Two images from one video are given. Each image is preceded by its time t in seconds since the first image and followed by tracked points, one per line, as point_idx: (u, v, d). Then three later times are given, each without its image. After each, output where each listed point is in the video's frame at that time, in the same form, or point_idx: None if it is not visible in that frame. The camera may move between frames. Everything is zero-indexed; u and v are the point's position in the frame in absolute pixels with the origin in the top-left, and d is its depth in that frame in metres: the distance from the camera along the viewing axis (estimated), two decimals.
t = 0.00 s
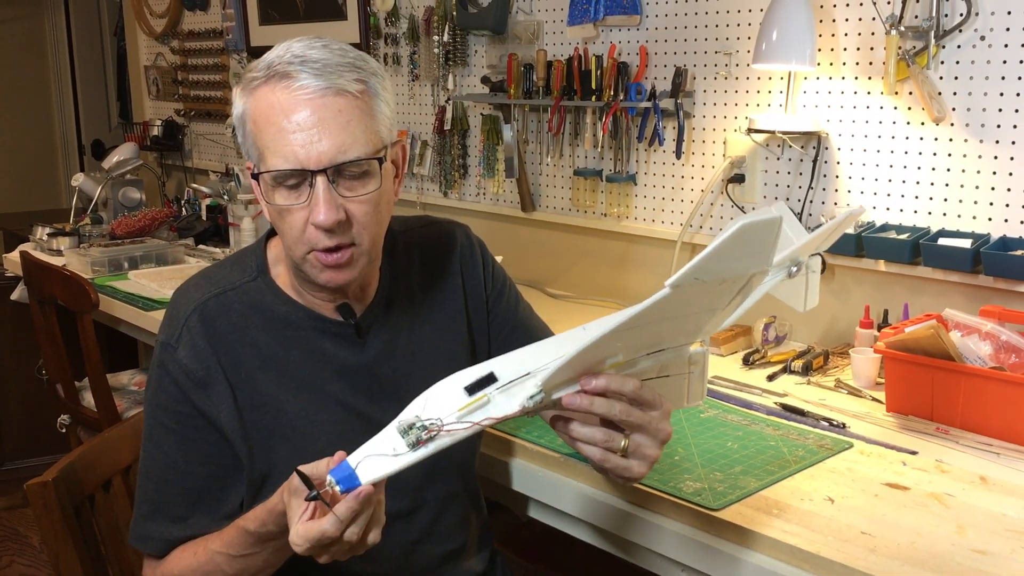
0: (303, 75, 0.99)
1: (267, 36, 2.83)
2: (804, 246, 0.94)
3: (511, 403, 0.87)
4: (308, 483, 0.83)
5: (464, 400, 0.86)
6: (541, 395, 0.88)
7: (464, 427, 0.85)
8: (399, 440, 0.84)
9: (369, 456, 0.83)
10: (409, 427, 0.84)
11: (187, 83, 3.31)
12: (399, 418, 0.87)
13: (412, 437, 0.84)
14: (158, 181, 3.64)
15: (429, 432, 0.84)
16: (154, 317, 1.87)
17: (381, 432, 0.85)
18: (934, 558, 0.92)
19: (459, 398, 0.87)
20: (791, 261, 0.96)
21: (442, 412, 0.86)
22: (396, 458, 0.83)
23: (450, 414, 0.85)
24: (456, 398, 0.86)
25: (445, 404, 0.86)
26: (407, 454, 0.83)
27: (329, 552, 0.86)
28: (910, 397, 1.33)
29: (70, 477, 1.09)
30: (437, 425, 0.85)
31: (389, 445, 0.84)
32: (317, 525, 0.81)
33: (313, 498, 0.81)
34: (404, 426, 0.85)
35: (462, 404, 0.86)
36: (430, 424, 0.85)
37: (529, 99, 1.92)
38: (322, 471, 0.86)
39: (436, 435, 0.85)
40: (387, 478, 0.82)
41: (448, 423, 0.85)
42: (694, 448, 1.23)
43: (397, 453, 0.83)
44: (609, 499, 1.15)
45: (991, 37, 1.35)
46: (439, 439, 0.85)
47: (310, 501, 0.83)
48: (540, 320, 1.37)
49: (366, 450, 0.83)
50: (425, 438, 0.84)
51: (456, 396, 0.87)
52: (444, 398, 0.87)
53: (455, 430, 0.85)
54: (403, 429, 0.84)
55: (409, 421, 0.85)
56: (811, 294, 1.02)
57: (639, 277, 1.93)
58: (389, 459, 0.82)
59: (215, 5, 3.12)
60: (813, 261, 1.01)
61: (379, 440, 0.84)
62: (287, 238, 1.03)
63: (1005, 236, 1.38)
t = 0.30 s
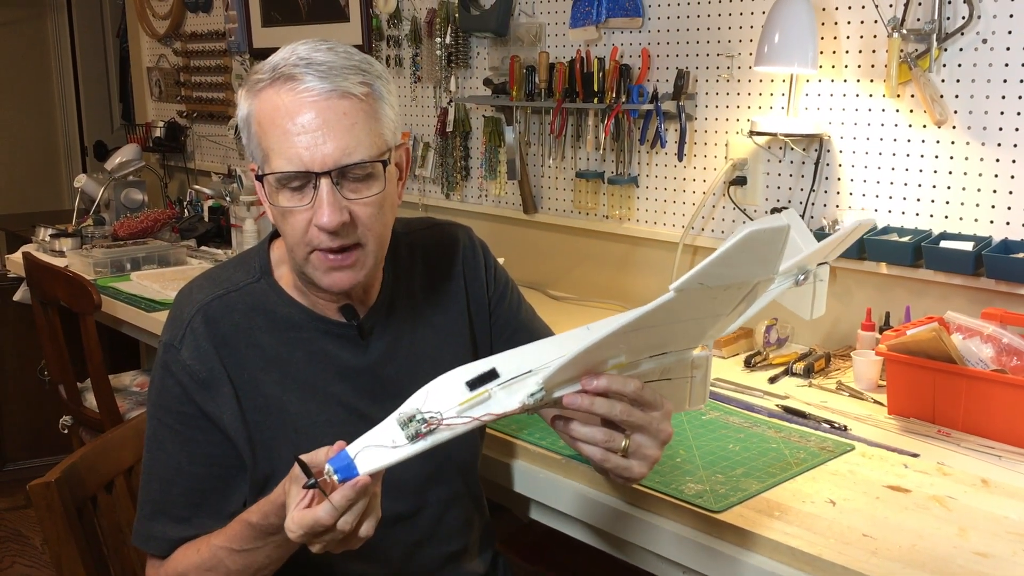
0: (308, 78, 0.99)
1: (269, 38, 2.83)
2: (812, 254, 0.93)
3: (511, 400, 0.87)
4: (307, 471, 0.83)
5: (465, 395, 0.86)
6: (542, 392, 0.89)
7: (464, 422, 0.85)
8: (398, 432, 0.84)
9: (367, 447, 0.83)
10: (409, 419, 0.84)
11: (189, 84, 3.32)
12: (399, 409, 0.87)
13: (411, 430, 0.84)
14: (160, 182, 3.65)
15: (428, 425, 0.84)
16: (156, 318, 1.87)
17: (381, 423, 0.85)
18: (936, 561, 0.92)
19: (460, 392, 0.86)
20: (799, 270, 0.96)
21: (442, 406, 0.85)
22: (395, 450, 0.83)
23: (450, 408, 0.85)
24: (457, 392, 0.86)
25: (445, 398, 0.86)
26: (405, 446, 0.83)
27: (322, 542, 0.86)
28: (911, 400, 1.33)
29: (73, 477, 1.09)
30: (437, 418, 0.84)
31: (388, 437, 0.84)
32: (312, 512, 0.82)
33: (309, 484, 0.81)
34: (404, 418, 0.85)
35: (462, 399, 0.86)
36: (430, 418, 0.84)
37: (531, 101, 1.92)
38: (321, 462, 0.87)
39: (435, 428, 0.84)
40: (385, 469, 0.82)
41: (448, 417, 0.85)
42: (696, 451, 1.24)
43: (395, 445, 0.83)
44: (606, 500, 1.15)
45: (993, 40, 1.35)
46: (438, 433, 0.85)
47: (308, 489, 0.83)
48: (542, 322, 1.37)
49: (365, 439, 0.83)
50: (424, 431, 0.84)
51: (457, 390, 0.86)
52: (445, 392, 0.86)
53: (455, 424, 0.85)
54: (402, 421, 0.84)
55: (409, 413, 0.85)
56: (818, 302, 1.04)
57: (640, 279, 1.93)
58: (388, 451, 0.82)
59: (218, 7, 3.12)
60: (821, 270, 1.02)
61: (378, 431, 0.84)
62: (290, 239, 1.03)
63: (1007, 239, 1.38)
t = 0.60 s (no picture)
0: (309, 79, 0.99)
1: (270, 39, 2.83)
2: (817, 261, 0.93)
3: (511, 401, 0.87)
4: (306, 470, 0.83)
5: (465, 396, 0.86)
6: (542, 395, 0.88)
7: (464, 423, 0.85)
8: (398, 432, 0.84)
9: (367, 447, 0.83)
10: (409, 419, 0.84)
11: (190, 85, 3.32)
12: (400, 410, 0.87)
13: (411, 430, 0.84)
14: (161, 183, 3.65)
15: (428, 426, 0.84)
16: (157, 319, 1.87)
17: (381, 422, 0.85)
18: (937, 562, 0.92)
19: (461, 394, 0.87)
20: (802, 276, 0.96)
21: (443, 407, 0.85)
22: (395, 449, 0.83)
23: (450, 409, 0.85)
24: (458, 393, 0.86)
25: (445, 399, 0.86)
26: (405, 446, 0.83)
27: (320, 540, 0.86)
28: (912, 401, 1.33)
29: (74, 478, 1.09)
30: (437, 419, 0.84)
31: (387, 437, 0.84)
32: (310, 510, 0.81)
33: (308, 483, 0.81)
34: (404, 418, 0.85)
35: (462, 400, 0.86)
36: (430, 418, 0.84)
37: (532, 102, 1.92)
38: (320, 460, 0.86)
39: (435, 428, 0.84)
40: (385, 469, 0.82)
41: (448, 418, 0.85)
42: (697, 452, 1.24)
43: (395, 445, 0.83)
44: (606, 501, 1.15)
45: (994, 42, 1.35)
46: (438, 433, 0.85)
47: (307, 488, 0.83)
48: (543, 323, 1.37)
49: (365, 439, 0.83)
50: (424, 432, 0.84)
51: (457, 391, 0.86)
52: (446, 393, 0.86)
53: (454, 425, 0.85)
54: (402, 421, 0.84)
55: (409, 413, 0.85)
56: (820, 308, 1.04)
57: (641, 280, 1.93)
58: (387, 450, 0.82)
59: (219, 8, 3.12)
60: (825, 277, 1.02)
61: (378, 431, 0.84)
62: (291, 241, 1.03)
63: (1008, 241, 1.38)
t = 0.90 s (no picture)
0: (312, 79, 0.99)
1: (268, 39, 2.83)
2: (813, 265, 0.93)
3: (507, 406, 0.87)
4: (300, 474, 0.83)
5: (460, 400, 0.86)
6: (537, 400, 0.88)
7: (459, 427, 0.85)
8: (393, 437, 0.83)
9: (362, 452, 0.82)
10: (404, 425, 0.84)
11: (188, 85, 3.31)
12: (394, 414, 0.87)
13: (406, 435, 0.83)
14: (160, 183, 3.65)
15: (423, 431, 0.84)
16: (155, 320, 1.87)
17: (376, 426, 0.85)
18: (936, 563, 0.92)
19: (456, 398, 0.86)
20: (798, 279, 0.95)
21: (438, 411, 0.85)
22: (390, 455, 0.82)
23: (445, 414, 0.85)
24: (452, 398, 0.86)
25: (440, 404, 0.86)
26: (399, 452, 0.83)
27: (315, 543, 0.86)
28: (910, 402, 1.33)
29: (71, 479, 1.08)
30: (432, 424, 0.84)
31: (382, 442, 0.83)
32: (305, 515, 0.81)
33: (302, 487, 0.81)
34: (399, 423, 0.84)
35: (457, 405, 0.85)
36: (425, 423, 0.84)
37: (530, 102, 1.92)
38: (315, 464, 0.86)
39: (430, 433, 0.84)
40: (379, 474, 0.82)
41: (442, 422, 0.85)
42: (696, 452, 1.24)
43: (390, 450, 0.83)
44: (602, 501, 1.15)
45: (992, 42, 1.35)
46: (432, 438, 0.84)
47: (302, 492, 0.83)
48: (541, 324, 1.37)
49: (360, 443, 0.83)
50: (419, 437, 0.84)
51: (452, 396, 0.86)
52: (440, 397, 0.86)
53: (449, 430, 0.85)
54: (398, 426, 0.84)
55: (404, 418, 0.84)
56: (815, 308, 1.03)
57: (639, 280, 1.93)
58: (382, 456, 0.82)
59: (217, 8, 3.12)
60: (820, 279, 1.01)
61: (372, 436, 0.84)
62: (296, 242, 1.03)
63: (1006, 240, 1.38)
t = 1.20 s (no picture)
0: (313, 76, 0.99)
1: (264, 39, 2.83)
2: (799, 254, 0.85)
3: (501, 407, 0.86)
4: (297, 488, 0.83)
5: (453, 404, 0.85)
6: (531, 401, 0.88)
7: (453, 432, 0.84)
8: (388, 446, 0.83)
9: (357, 462, 0.82)
10: (398, 434, 0.83)
11: (184, 85, 3.31)
12: (387, 421, 0.86)
13: (401, 444, 0.83)
14: (156, 183, 3.64)
15: (418, 439, 0.84)
16: (151, 320, 1.86)
17: (371, 436, 0.84)
18: (933, 562, 0.92)
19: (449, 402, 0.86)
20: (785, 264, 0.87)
21: (432, 418, 0.85)
22: (386, 464, 0.82)
23: (439, 421, 0.85)
24: (446, 402, 0.86)
25: (433, 409, 0.85)
26: (395, 461, 0.82)
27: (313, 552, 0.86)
28: (907, 401, 1.33)
29: (67, 481, 1.08)
30: (427, 432, 0.84)
31: (378, 451, 0.83)
32: (303, 528, 0.82)
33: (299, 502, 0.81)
34: (393, 431, 0.84)
35: (451, 409, 0.85)
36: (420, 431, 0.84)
37: (527, 102, 1.93)
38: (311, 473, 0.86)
39: (425, 441, 0.84)
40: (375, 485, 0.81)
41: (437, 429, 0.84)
42: (693, 452, 1.23)
43: (386, 459, 0.82)
44: (598, 501, 1.15)
45: (988, 40, 1.35)
46: (428, 447, 0.84)
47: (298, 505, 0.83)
48: (538, 324, 1.36)
49: (354, 455, 0.82)
50: (414, 445, 0.83)
51: (445, 399, 0.86)
52: (434, 402, 0.86)
53: (443, 437, 0.84)
54: (393, 435, 0.84)
55: (397, 427, 0.84)
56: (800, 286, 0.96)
57: (636, 279, 1.93)
58: (379, 466, 0.82)
59: (213, 7, 3.11)
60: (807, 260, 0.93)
61: (367, 445, 0.83)
62: (297, 240, 1.02)
63: (1003, 239, 1.38)
